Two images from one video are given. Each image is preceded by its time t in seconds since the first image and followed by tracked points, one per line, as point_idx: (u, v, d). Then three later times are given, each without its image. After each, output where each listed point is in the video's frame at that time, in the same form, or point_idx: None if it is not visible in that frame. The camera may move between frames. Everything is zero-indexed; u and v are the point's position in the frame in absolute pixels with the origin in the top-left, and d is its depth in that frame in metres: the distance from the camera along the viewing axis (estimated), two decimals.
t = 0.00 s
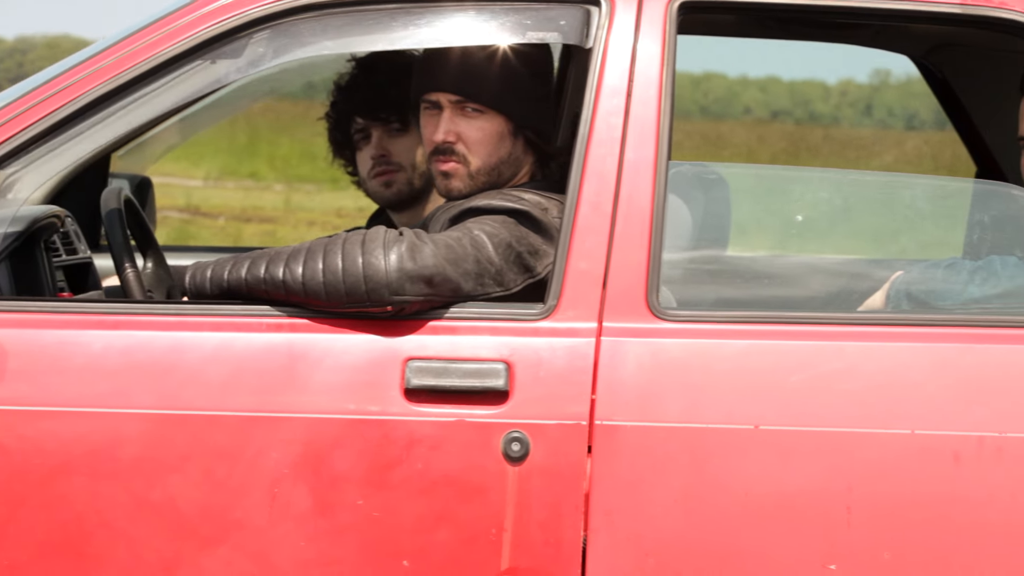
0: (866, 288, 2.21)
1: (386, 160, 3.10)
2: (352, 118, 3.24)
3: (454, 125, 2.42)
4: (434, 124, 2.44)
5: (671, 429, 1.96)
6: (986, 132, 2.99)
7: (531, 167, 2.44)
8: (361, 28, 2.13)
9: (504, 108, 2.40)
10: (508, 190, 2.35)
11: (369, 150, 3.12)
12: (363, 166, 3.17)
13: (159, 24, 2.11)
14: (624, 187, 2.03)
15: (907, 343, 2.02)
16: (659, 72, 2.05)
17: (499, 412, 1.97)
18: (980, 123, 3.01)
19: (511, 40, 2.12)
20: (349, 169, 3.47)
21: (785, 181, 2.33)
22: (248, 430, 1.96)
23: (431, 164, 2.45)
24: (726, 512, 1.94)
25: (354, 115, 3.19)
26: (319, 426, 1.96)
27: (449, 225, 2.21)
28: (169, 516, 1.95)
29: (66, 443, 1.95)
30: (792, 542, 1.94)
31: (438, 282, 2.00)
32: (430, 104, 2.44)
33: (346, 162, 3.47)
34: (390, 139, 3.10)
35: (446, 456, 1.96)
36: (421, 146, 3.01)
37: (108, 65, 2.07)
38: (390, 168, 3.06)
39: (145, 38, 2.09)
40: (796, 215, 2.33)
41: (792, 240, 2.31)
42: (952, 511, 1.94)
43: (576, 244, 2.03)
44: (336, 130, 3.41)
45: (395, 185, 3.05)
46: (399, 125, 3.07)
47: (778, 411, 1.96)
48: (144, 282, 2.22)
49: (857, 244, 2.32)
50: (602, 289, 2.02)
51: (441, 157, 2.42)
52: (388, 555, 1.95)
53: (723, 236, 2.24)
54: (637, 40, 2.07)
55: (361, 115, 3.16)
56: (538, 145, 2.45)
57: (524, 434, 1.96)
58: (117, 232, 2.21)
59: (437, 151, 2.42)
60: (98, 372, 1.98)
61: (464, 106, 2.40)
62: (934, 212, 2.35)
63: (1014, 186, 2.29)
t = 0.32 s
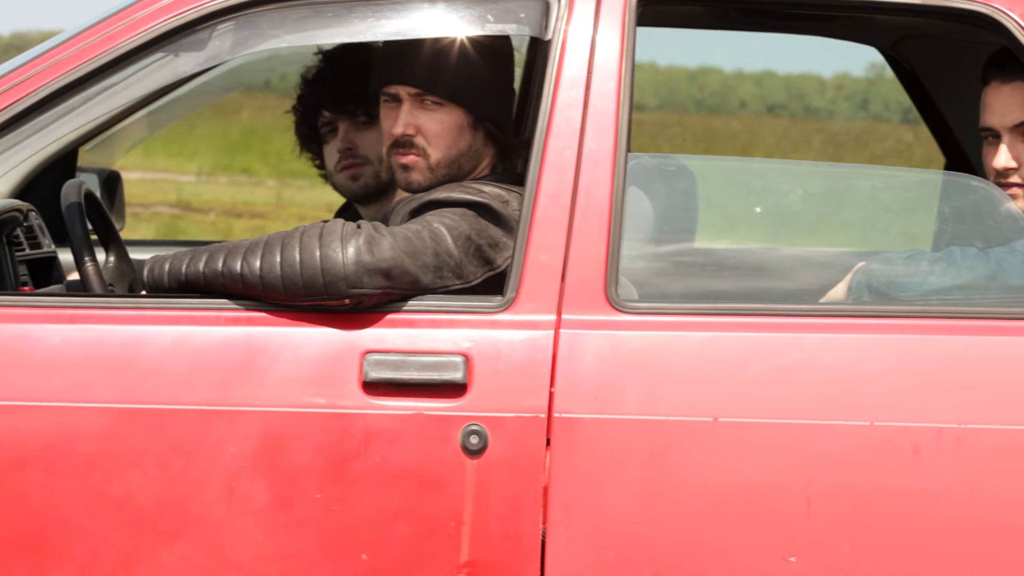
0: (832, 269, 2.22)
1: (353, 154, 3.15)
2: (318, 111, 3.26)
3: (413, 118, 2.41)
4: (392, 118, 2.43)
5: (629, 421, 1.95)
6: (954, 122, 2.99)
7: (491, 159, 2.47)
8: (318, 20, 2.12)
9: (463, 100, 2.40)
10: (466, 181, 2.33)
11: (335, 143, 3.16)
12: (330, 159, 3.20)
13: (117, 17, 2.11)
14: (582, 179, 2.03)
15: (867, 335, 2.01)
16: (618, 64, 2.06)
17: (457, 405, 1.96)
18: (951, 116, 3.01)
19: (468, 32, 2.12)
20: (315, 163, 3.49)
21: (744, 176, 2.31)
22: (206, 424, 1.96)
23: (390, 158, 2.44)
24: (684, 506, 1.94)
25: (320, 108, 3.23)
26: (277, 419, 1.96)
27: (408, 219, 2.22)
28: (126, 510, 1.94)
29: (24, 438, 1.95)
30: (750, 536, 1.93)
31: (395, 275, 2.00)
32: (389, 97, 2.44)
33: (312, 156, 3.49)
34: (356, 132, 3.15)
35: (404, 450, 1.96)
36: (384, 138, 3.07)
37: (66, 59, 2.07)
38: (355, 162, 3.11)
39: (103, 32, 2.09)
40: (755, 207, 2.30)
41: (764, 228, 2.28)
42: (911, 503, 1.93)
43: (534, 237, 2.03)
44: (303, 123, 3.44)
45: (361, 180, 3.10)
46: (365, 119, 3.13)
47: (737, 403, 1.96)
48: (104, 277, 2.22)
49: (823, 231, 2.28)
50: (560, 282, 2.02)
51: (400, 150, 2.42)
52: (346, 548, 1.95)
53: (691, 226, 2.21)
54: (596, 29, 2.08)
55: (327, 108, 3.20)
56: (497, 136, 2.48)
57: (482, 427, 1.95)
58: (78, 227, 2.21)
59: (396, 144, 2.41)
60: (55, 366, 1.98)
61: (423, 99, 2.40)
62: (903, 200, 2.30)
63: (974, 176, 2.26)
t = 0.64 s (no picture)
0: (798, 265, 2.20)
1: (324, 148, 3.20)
2: (290, 105, 3.32)
3: (378, 112, 2.44)
4: (357, 111, 2.46)
5: (593, 414, 1.95)
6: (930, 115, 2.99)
7: (455, 152, 2.51)
8: (282, 14, 2.12)
9: (426, 94, 2.43)
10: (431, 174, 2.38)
11: (306, 137, 3.21)
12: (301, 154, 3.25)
13: (81, 10, 2.11)
14: (546, 172, 2.04)
15: (832, 327, 2.01)
16: (582, 57, 2.07)
17: (420, 399, 1.96)
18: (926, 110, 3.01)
19: (432, 24, 2.13)
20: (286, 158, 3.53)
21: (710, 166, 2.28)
22: (168, 418, 1.95)
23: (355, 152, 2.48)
24: (648, 499, 1.93)
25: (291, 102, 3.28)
26: (240, 413, 1.96)
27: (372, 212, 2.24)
28: (88, 505, 1.94)
29: None
30: (714, 529, 1.93)
31: (358, 269, 2.02)
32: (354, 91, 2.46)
33: (283, 151, 3.52)
34: (328, 126, 3.20)
35: (367, 444, 1.95)
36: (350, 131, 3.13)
37: (28, 52, 2.07)
38: (326, 155, 3.17)
39: (66, 25, 2.09)
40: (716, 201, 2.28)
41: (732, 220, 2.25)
42: (875, 496, 1.93)
43: (498, 230, 2.03)
44: (273, 118, 3.48)
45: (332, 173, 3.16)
46: (337, 112, 3.18)
47: (701, 395, 1.96)
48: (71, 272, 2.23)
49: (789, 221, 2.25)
50: (524, 275, 2.02)
51: (364, 143, 2.45)
52: (310, 542, 1.95)
53: (661, 220, 2.21)
54: (561, 21, 2.09)
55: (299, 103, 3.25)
56: (461, 129, 2.52)
57: (446, 420, 1.95)
58: (43, 221, 2.21)
59: (360, 138, 2.44)
60: (18, 360, 1.98)
61: (387, 93, 2.42)
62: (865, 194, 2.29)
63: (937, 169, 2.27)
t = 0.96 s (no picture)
0: (774, 259, 2.19)
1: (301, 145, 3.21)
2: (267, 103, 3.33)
3: (350, 109, 2.46)
4: (330, 109, 2.48)
5: (565, 411, 1.95)
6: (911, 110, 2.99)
7: (429, 149, 2.53)
8: (254, 12, 2.12)
9: (398, 90, 2.45)
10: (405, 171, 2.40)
11: (283, 134, 3.22)
12: (279, 151, 3.26)
13: (50, 8, 2.10)
14: (518, 168, 2.04)
15: (805, 323, 2.01)
16: (553, 54, 2.08)
17: (392, 396, 1.96)
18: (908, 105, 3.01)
19: (404, 19, 2.13)
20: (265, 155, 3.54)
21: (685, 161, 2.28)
22: (140, 415, 1.95)
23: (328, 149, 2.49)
24: (621, 496, 1.93)
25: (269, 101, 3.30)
26: (211, 411, 1.95)
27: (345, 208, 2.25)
28: (60, 503, 1.94)
29: None
30: (686, 526, 1.92)
31: (330, 266, 2.02)
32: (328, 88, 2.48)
33: (261, 148, 3.54)
34: (305, 123, 3.22)
35: (339, 441, 1.95)
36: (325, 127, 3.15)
37: None
38: (304, 152, 3.18)
39: (35, 23, 2.08)
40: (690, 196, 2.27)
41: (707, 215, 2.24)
42: (848, 491, 1.93)
43: (471, 227, 2.03)
44: (250, 115, 3.50)
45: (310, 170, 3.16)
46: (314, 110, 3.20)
47: (673, 391, 1.95)
48: (43, 269, 2.22)
49: (762, 217, 2.25)
50: (496, 271, 2.02)
51: (336, 141, 2.46)
52: (282, 540, 1.95)
53: (640, 217, 2.20)
54: (533, 16, 2.10)
55: (276, 100, 3.27)
56: (435, 127, 2.53)
57: (418, 417, 1.95)
58: (16, 219, 2.20)
59: (333, 135, 2.46)
60: None
61: (359, 89, 2.44)
62: (842, 188, 2.28)
63: (910, 163, 2.28)
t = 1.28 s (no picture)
0: (753, 255, 2.19)
1: (281, 144, 3.22)
2: (248, 102, 3.35)
3: (327, 108, 2.48)
4: (307, 107, 2.50)
5: (543, 409, 1.94)
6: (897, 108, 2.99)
7: (407, 147, 2.55)
8: (231, 9, 2.12)
9: (374, 89, 2.47)
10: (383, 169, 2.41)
11: (264, 133, 3.23)
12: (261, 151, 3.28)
13: (27, 6, 2.10)
14: (496, 166, 2.04)
15: (783, 321, 2.00)
16: (531, 52, 2.08)
17: (370, 395, 1.96)
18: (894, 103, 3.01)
19: (382, 17, 2.14)
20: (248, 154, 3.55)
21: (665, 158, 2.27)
22: (117, 414, 1.95)
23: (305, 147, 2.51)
24: (598, 494, 1.93)
25: (251, 99, 3.32)
26: (188, 410, 1.95)
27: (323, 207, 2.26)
28: (37, 502, 1.93)
29: None
30: (664, 524, 1.92)
31: (307, 264, 2.02)
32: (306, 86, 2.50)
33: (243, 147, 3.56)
34: (286, 122, 3.23)
35: (316, 440, 1.94)
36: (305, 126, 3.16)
37: None
38: (285, 152, 3.19)
39: (12, 22, 2.07)
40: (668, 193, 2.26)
41: (686, 211, 2.24)
42: (826, 489, 1.92)
43: (448, 226, 2.03)
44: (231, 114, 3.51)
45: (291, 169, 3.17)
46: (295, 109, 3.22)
47: (650, 390, 1.95)
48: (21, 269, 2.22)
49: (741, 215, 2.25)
50: (473, 270, 2.02)
51: (314, 139, 2.48)
52: (260, 539, 1.94)
53: (620, 214, 2.20)
54: (511, 13, 2.10)
55: (258, 99, 3.29)
56: (412, 124, 2.55)
57: (395, 416, 1.95)
58: None
59: (309, 133, 2.48)
60: None
61: (335, 88, 2.46)
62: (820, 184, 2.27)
63: (888, 160, 2.28)
